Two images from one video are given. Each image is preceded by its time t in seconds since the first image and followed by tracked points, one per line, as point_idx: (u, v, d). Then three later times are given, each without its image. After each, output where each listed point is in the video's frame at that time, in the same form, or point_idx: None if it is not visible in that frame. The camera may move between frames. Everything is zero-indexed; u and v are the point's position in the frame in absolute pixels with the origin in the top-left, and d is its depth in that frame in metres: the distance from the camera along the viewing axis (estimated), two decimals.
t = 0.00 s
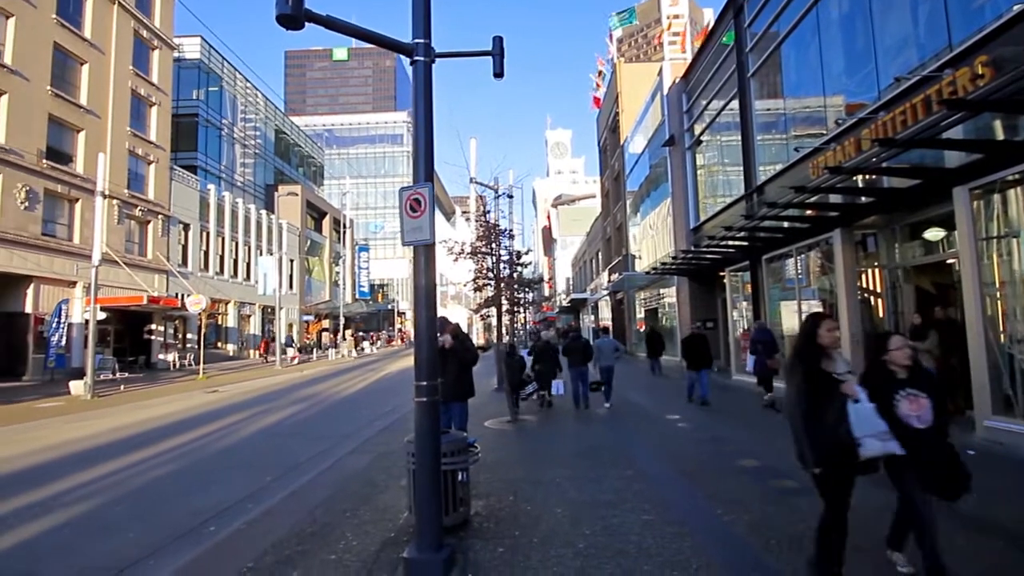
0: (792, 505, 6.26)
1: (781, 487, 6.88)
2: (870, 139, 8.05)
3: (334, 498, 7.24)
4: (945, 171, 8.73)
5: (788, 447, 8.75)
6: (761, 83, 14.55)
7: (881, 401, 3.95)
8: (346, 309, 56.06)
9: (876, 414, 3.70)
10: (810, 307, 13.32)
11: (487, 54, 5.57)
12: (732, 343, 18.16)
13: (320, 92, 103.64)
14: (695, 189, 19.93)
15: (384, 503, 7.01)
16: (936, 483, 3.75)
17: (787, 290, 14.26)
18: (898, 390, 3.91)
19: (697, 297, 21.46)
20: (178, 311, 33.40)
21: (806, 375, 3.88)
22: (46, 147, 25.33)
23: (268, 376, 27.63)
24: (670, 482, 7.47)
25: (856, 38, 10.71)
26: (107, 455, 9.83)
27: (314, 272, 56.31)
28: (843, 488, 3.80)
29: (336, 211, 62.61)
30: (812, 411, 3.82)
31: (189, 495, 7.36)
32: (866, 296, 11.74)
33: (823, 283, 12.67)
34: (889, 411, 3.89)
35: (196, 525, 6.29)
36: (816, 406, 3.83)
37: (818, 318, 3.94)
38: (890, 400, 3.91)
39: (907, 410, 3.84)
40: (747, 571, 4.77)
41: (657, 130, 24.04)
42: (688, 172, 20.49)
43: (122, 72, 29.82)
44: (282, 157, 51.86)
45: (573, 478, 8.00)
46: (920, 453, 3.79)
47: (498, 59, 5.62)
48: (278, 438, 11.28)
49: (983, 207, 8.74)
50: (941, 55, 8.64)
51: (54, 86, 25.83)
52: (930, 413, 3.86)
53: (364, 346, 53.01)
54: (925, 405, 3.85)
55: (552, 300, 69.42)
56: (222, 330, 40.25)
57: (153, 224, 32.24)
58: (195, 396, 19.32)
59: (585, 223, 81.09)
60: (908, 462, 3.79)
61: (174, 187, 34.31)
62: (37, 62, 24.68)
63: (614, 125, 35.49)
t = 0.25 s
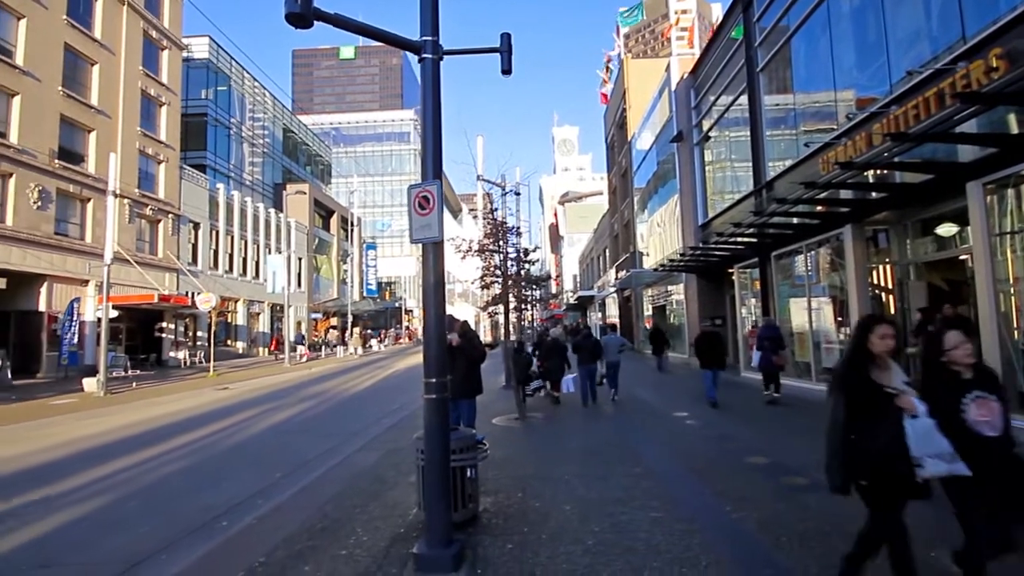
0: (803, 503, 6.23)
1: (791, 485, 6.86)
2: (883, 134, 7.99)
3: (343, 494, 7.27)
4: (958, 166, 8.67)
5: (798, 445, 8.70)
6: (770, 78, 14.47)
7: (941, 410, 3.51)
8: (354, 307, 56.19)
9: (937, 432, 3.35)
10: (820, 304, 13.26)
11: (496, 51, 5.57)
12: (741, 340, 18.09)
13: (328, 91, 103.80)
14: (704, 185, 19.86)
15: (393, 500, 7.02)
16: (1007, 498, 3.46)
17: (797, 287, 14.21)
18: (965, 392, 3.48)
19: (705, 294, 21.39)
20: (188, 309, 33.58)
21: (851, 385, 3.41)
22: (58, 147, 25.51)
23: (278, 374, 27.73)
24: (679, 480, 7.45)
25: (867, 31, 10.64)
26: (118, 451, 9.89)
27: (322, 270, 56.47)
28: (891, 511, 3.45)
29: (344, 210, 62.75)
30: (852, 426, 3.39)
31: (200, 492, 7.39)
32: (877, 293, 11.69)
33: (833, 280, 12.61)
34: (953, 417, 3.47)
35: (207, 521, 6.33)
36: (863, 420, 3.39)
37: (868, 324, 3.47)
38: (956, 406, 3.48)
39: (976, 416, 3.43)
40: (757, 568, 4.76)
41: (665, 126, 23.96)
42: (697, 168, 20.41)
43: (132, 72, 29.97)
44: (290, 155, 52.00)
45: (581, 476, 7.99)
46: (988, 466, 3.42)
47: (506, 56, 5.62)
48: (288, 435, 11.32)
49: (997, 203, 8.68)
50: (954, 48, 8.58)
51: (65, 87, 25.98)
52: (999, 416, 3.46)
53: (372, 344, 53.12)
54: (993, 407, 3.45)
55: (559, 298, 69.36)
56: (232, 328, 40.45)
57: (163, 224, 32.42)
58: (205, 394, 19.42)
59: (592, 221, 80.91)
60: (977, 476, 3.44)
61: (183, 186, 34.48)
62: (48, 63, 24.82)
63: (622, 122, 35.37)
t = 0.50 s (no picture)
0: (812, 500, 6.21)
1: (799, 482, 6.84)
2: (894, 128, 7.95)
3: (352, 490, 7.30)
4: (969, 161, 8.61)
5: (806, 442, 8.68)
6: (779, 73, 14.40)
7: (1022, 408, 2.81)
8: (361, 305, 56.34)
9: (1014, 445, 2.74)
10: (829, 300, 13.21)
11: (503, 47, 5.56)
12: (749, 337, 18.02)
13: (334, 89, 103.91)
14: (711, 182, 19.78)
15: (402, 495, 7.05)
16: None
17: (805, 283, 14.17)
18: None
19: (712, 291, 21.34)
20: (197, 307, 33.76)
21: (909, 385, 2.94)
22: (69, 147, 25.67)
23: (286, 371, 27.84)
24: (687, 477, 7.45)
25: (878, 25, 10.56)
26: (130, 447, 9.96)
27: (329, 269, 56.63)
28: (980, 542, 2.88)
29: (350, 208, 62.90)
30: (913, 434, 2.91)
31: (211, 487, 7.44)
32: (887, 290, 11.63)
33: (842, 277, 12.56)
34: None
35: (219, 516, 6.38)
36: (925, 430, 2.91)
37: (915, 312, 2.99)
38: None
39: None
40: (766, 564, 4.77)
41: (672, 122, 23.89)
42: (704, 164, 20.33)
43: (141, 73, 30.10)
44: (297, 154, 52.15)
45: (588, 472, 7.99)
46: None
47: (514, 52, 5.61)
48: (297, 431, 11.37)
49: (1010, 198, 8.62)
50: (966, 42, 8.51)
51: (75, 87, 26.13)
52: None
53: (380, 341, 53.28)
54: None
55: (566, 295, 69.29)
56: (241, 326, 40.65)
57: (173, 222, 32.60)
58: (215, 391, 19.56)
59: (599, 218, 80.76)
60: None
61: (192, 185, 34.65)
62: (58, 63, 24.96)
63: (628, 118, 35.28)
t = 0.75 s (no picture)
0: (823, 496, 6.20)
1: (810, 478, 6.83)
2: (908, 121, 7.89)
3: (362, 485, 7.34)
4: (984, 154, 8.55)
5: (817, 439, 8.67)
6: (790, 67, 14.32)
7: None
8: (369, 302, 56.51)
9: None
10: (840, 297, 13.14)
11: (512, 42, 5.56)
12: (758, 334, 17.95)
13: (341, 87, 104.01)
14: (721, 177, 19.71)
15: (412, 491, 7.08)
16: None
17: (816, 279, 14.09)
18: None
19: (722, 287, 21.25)
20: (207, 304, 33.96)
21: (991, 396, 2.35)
22: (81, 146, 25.85)
23: (295, 367, 27.96)
24: (697, 473, 7.44)
25: (891, 18, 10.48)
26: (144, 442, 10.06)
27: (337, 266, 56.80)
28: None
29: (358, 205, 63.04)
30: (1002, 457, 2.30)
31: (224, 482, 7.50)
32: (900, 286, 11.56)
33: (853, 272, 12.49)
34: None
35: (231, 509, 6.44)
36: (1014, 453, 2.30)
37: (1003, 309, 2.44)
38: None
39: None
40: (777, 560, 4.77)
41: (681, 118, 23.79)
42: (713, 160, 20.24)
43: (151, 72, 30.25)
44: (305, 151, 52.30)
45: (598, 468, 8.01)
46: None
47: (523, 48, 5.61)
48: (307, 427, 11.44)
49: None
50: (980, 34, 8.44)
51: (87, 86, 26.30)
52: None
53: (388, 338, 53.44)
54: None
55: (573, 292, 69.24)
56: (250, 323, 40.86)
57: (183, 220, 32.79)
58: (226, 387, 19.68)
59: (606, 214, 80.61)
60: None
61: (202, 183, 34.82)
62: (70, 63, 25.12)
63: (636, 113, 35.17)
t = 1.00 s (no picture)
0: (834, 493, 6.18)
1: (820, 475, 6.81)
2: (920, 115, 7.83)
3: (371, 481, 7.36)
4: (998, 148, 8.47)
5: (826, 436, 8.64)
6: (799, 61, 14.24)
7: None
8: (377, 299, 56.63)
9: None
10: (850, 293, 13.07)
11: (520, 38, 5.57)
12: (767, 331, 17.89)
13: (348, 84, 104.09)
14: (729, 173, 19.63)
15: (421, 486, 7.10)
16: None
17: (826, 276, 14.02)
18: None
19: (730, 284, 21.17)
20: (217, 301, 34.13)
21: None
22: (92, 145, 25.98)
23: (303, 364, 28.06)
24: (706, 469, 7.44)
25: (902, 11, 10.41)
26: (156, 437, 10.15)
27: (345, 263, 56.93)
28: None
29: (366, 203, 63.14)
30: None
31: (234, 476, 7.55)
32: (911, 282, 11.49)
33: (864, 269, 12.42)
34: None
35: (243, 503, 6.51)
36: None
37: None
38: None
39: None
40: (787, 556, 4.77)
41: (689, 114, 23.71)
42: (721, 156, 20.16)
43: (160, 71, 30.39)
44: (313, 149, 52.43)
45: (606, 464, 8.00)
46: None
47: (530, 43, 5.61)
48: (317, 423, 11.49)
49: None
50: (994, 26, 8.37)
51: (97, 86, 26.44)
52: None
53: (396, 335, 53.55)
54: None
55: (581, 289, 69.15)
56: (259, 320, 41.03)
57: (192, 218, 32.94)
58: (235, 383, 19.77)
59: (613, 211, 80.43)
60: None
61: (211, 182, 34.98)
62: (80, 62, 25.26)
63: (643, 109, 35.06)
